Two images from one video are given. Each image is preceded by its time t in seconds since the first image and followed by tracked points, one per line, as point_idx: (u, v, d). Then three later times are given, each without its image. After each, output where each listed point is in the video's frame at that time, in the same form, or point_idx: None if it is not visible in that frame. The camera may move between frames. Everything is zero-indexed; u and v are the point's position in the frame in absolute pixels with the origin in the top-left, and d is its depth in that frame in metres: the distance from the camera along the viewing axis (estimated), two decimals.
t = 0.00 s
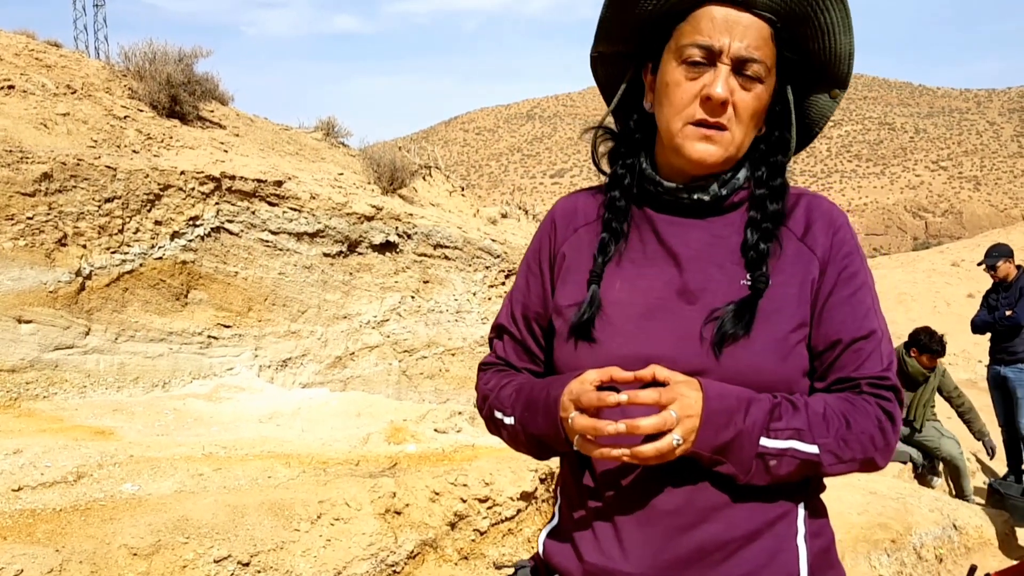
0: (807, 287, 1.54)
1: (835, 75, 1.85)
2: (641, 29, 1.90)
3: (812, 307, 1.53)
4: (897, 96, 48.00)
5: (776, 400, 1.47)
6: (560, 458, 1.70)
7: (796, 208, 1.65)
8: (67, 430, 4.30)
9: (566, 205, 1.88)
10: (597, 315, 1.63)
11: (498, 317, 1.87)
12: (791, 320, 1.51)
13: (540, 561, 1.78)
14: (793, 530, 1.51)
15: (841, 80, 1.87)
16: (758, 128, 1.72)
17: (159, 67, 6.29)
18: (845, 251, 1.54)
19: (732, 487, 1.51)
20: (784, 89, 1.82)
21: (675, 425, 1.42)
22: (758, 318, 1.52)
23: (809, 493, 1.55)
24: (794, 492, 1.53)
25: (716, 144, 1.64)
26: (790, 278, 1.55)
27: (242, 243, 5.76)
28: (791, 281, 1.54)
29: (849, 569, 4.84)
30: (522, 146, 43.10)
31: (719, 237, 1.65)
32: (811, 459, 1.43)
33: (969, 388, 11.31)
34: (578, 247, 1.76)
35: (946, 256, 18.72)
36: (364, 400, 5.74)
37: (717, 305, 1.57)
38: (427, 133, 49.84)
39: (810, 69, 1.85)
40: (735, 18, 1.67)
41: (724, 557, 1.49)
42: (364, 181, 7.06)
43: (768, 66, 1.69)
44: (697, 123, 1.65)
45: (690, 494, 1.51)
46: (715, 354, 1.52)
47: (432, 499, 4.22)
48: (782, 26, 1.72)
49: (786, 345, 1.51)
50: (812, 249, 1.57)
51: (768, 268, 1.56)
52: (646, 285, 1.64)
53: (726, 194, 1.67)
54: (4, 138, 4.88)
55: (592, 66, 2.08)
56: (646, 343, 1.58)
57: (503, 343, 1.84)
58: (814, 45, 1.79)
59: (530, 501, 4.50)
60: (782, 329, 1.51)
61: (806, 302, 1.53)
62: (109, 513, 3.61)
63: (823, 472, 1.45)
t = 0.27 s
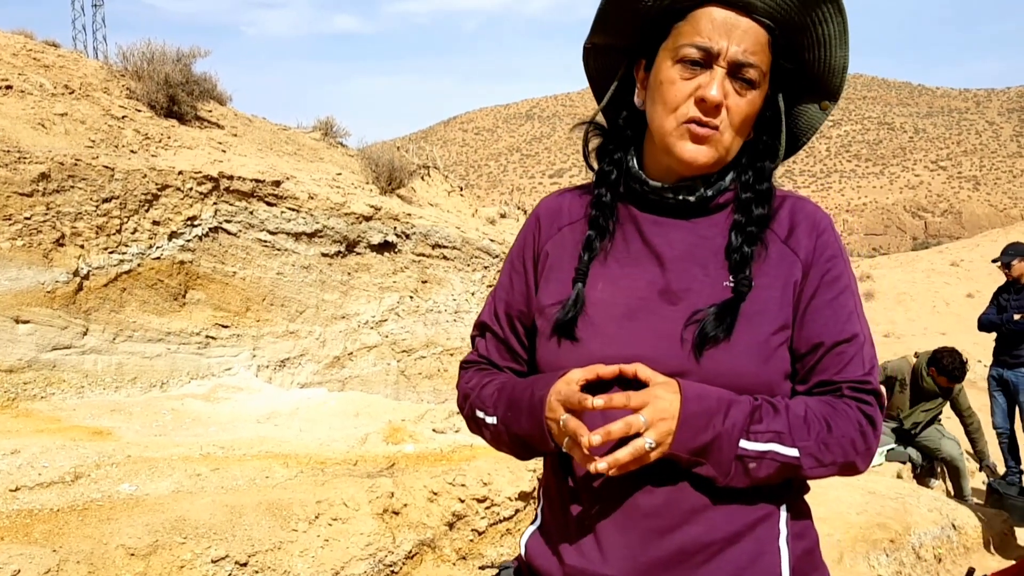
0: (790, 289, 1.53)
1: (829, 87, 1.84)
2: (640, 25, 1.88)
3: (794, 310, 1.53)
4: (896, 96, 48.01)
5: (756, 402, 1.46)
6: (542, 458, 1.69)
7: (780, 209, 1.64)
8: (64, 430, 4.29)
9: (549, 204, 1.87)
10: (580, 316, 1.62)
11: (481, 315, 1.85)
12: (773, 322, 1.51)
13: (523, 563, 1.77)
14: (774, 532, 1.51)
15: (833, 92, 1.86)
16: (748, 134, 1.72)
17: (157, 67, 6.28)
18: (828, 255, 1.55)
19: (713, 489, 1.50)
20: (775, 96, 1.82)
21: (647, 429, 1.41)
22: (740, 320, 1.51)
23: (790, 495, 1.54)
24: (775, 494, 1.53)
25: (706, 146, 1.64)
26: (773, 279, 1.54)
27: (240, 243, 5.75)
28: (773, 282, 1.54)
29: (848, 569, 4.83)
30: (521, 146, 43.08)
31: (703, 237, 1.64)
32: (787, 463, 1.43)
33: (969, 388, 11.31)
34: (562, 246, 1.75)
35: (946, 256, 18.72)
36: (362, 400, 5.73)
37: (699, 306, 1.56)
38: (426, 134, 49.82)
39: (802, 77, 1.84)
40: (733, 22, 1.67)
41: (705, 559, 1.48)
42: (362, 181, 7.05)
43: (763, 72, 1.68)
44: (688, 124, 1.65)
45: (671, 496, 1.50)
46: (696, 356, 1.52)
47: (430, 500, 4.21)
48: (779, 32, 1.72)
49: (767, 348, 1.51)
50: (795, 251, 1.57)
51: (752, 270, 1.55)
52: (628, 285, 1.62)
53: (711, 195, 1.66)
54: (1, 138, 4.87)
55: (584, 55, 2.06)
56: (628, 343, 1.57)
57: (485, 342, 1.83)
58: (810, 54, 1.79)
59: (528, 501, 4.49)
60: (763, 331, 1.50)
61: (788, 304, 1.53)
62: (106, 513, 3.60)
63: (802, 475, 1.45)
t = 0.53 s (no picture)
0: (793, 284, 1.52)
1: (823, 74, 1.81)
2: (624, 27, 1.87)
3: (799, 306, 1.52)
4: (897, 95, 47.98)
5: (768, 397, 1.44)
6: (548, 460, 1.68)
7: (781, 204, 1.62)
8: (65, 430, 4.28)
9: (549, 203, 1.84)
10: (580, 317, 1.61)
11: (483, 317, 1.83)
12: (777, 318, 1.49)
13: (529, 564, 1.76)
14: (783, 532, 1.49)
15: (831, 77, 1.83)
16: (744, 130, 1.70)
17: (157, 66, 6.26)
18: (832, 248, 1.53)
19: (721, 489, 1.49)
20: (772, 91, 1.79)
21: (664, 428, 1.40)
22: (742, 318, 1.49)
23: (798, 494, 1.53)
24: (784, 494, 1.51)
25: (698, 151, 1.63)
26: (776, 276, 1.53)
27: (241, 242, 5.73)
28: (776, 279, 1.52)
29: (851, 568, 4.82)
30: (521, 145, 43.05)
31: (707, 236, 1.63)
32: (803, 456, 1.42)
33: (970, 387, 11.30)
34: (563, 246, 1.73)
35: (947, 255, 18.71)
36: (363, 400, 5.72)
37: (702, 305, 1.54)
38: (426, 133, 49.79)
39: (798, 70, 1.81)
40: (716, 21, 1.65)
41: (713, 560, 1.47)
42: (363, 180, 7.03)
43: (752, 67, 1.66)
44: (680, 129, 1.64)
45: (678, 496, 1.49)
46: (700, 358, 1.50)
47: (432, 500, 4.20)
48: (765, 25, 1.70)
49: (773, 345, 1.49)
50: (798, 246, 1.55)
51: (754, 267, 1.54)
52: (631, 284, 1.61)
53: (712, 195, 1.65)
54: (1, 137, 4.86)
55: (576, 63, 2.05)
56: (632, 343, 1.56)
57: (489, 344, 1.81)
58: (802, 45, 1.75)
59: (530, 501, 4.48)
60: (768, 327, 1.49)
61: (792, 300, 1.51)
62: (107, 513, 3.58)
63: (817, 470, 1.43)
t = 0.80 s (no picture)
0: (801, 278, 1.51)
1: (808, 56, 1.74)
2: (616, 33, 1.89)
3: (808, 300, 1.51)
4: (898, 94, 47.96)
5: (780, 390, 1.44)
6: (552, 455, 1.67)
7: (789, 199, 1.62)
8: (65, 430, 4.27)
9: (555, 199, 1.84)
10: (581, 311, 1.61)
11: (486, 312, 1.83)
12: (785, 311, 1.49)
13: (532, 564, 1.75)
14: (787, 532, 1.48)
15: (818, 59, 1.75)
16: (736, 122, 1.67)
17: (158, 66, 6.26)
18: (840, 243, 1.53)
19: (726, 487, 1.48)
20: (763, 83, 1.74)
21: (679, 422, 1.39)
22: (749, 313, 1.49)
23: (803, 493, 1.52)
24: (788, 493, 1.50)
25: (686, 150, 1.62)
26: (784, 270, 1.52)
27: (242, 242, 5.73)
28: (783, 273, 1.52)
29: (853, 568, 4.82)
30: (521, 144, 43.03)
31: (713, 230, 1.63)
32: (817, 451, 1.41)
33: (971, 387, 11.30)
34: (566, 241, 1.74)
35: (948, 255, 18.70)
36: (364, 400, 5.71)
37: (708, 300, 1.54)
38: (426, 132, 49.78)
39: (784, 56, 1.75)
40: (686, 17, 1.63)
41: (717, 559, 1.47)
42: (363, 179, 7.02)
43: (729, 58, 1.63)
44: (665, 131, 1.63)
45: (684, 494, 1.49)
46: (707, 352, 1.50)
47: (433, 499, 4.20)
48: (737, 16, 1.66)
49: (781, 337, 1.49)
50: (806, 241, 1.54)
51: (760, 263, 1.54)
52: (637, 278, 1.62)
53: (717, 190, 1.64)
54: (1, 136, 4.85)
55: (579, 77, 2.06)
56: (638, 337, 1.56)
57: (492, 338, 1.80)
58: (779, 31, 1.70)
59: (531, 500, 4.48)
60: (776, 320, 1.48)
61: (800, 293, 1.51)
62: (108, 513, 3.58)
63: (826, 466, 1.43)
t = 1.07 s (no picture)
0: (806, 279, 1.51)
1: (790, 41, 1.71)
2: (600, 44, 1.91)
3: (811, 300, 1.51)
4: (899, 94, 47.94)
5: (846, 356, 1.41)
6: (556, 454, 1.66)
7: (790, 200, 1.62)
8: (66, 429, 4.27)
9: (556, 203, 1.85)
10: (579, 312, 1.60)
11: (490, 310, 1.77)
12: (789, 311, 1.49)
13: (531, 563, 1.74)
14: (786, 532, 1.48)
15: (802, 45, 1.71)
16: (728, 118, 1.67)
17: (158, 65, 6.25)
18: (846, 245, 1.53)
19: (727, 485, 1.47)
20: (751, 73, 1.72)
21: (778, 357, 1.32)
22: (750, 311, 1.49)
23: (803, 492, 1.51)
24: (788, 495, 1.49)
25: (682, 151, 1.62)
26: (788, 271, 1.52)
27: (242, 241, 5.73)
28: (785, 273, 1.52)
29: (853, 568, 4.81)
30: (522, 144, 43.02)
31: (712, 227, 1.63)
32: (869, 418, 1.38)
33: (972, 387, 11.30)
34: (566, 242, 1.75)
35: (948, 255, 18.70)
36: (365, 399, 5.71)
37: (709, 298, 1.54)
38: (427, 132, 49.77)
39: (770, 47, 1.73)
40: (666, 23, 1.64)
41: (715, 558, 1.47)
42: (364, 179, 7.02)
43: (713, 58, 1.63)
44: (658, 135, 1.64)
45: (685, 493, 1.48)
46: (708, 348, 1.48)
47: (433, 499, 4.20)
48: (717, 13, 1.66)
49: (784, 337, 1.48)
50: (810, 242, 1.54)
51: (761, 260, 1.54)
52: (637, 277, 1.61)
53: (717, 187, 1.64)
54: (2, 135, 4.85)
55: (570, 91, 2.08)
56: (638, 334, 1.55)
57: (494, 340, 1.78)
58: (759, 22, 1.68)
59: (531, 500, 4.48)
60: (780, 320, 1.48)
61: (804, 292, 1.51)
62: (109, 512, 3.58)
63: (872, 440, 1.41)
